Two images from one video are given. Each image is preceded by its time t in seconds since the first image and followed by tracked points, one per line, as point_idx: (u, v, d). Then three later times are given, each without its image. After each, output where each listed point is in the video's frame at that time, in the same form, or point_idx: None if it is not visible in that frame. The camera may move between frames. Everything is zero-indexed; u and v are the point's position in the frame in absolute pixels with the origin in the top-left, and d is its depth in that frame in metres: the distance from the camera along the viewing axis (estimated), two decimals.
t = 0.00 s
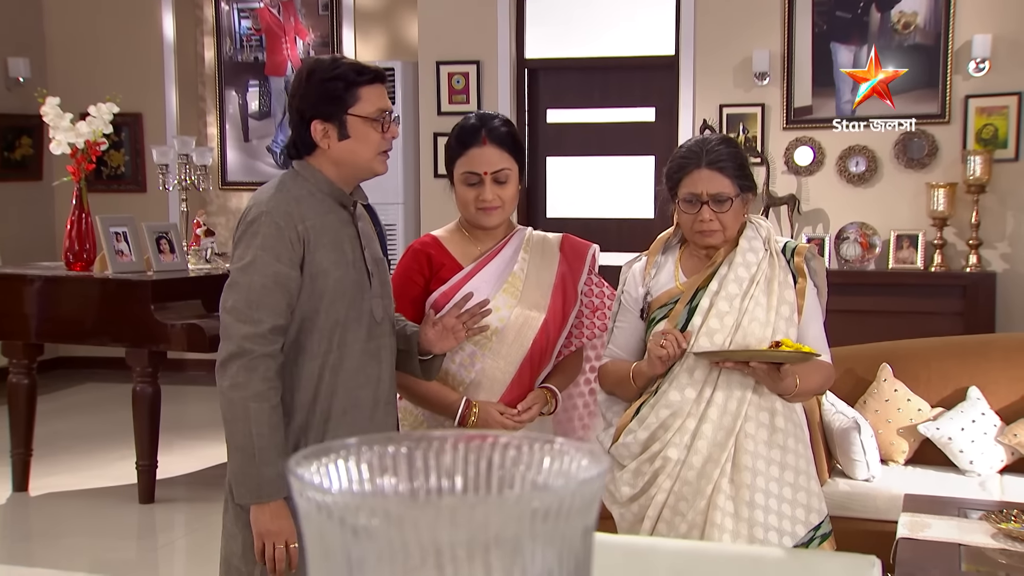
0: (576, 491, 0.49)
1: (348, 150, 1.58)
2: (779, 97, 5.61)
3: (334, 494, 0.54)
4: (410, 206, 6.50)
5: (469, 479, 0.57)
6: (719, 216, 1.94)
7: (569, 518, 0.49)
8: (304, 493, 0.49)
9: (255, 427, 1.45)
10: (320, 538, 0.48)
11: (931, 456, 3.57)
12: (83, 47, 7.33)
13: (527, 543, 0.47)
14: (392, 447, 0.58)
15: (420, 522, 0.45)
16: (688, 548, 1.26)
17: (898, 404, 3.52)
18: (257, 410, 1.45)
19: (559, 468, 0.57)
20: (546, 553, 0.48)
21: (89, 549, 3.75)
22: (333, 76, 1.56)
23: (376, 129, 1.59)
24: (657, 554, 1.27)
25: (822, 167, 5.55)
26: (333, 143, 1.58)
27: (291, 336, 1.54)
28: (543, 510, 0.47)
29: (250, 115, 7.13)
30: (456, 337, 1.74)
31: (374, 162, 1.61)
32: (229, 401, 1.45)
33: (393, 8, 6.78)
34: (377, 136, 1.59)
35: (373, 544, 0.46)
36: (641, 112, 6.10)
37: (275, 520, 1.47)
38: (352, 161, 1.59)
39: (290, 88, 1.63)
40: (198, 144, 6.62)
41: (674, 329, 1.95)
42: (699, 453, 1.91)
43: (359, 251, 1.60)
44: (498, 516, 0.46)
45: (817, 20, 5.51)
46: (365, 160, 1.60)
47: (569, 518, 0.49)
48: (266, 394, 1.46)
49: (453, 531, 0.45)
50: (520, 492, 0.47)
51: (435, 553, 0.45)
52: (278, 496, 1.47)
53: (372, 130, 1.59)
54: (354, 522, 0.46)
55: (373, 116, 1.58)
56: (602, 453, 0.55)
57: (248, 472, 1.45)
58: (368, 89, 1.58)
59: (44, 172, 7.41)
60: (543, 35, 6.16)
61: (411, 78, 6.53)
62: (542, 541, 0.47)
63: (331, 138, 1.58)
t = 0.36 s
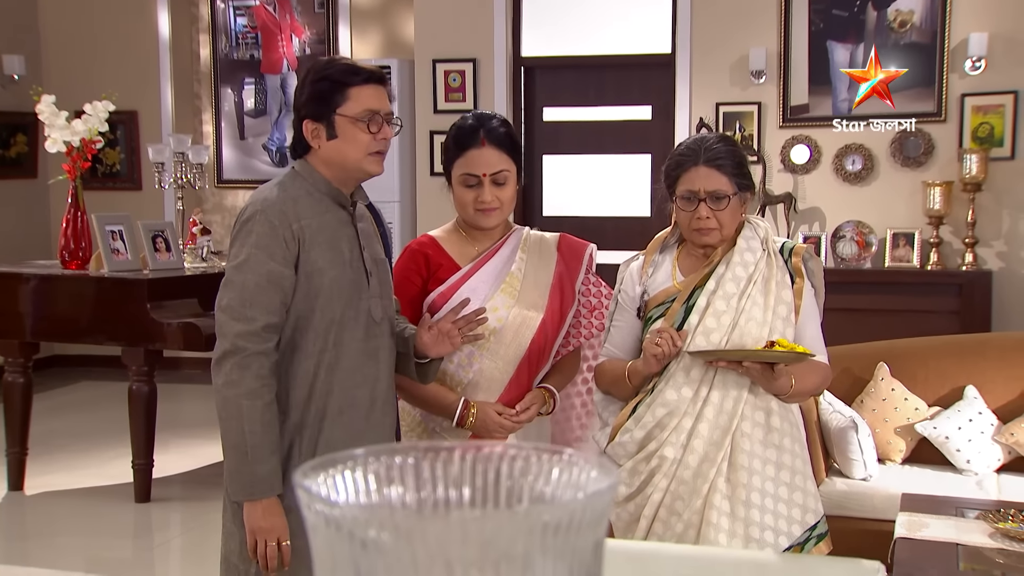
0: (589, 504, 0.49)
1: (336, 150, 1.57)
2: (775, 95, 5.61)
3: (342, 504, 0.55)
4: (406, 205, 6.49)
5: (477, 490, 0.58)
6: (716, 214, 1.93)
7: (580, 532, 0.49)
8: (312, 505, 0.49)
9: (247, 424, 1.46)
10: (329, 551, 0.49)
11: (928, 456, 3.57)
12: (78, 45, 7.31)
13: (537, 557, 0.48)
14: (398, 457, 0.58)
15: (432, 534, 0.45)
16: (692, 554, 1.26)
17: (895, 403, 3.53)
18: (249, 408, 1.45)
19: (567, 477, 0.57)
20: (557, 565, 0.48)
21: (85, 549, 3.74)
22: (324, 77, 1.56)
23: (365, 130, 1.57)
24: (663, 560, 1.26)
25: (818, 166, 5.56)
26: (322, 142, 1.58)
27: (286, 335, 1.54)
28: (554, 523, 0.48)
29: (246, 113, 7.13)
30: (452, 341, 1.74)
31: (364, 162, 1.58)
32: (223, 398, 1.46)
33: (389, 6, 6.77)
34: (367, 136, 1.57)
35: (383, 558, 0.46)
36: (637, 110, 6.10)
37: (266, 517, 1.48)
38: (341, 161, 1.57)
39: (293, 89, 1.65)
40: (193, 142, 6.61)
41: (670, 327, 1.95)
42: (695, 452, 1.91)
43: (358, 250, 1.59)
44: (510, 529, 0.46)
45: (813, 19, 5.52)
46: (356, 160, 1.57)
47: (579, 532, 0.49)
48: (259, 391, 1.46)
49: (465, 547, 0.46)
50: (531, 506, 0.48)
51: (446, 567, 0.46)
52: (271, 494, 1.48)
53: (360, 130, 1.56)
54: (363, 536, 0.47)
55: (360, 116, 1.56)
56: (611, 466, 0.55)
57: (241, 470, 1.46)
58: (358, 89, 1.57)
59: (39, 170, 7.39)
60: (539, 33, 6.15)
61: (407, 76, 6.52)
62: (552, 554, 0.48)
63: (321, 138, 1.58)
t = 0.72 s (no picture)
0: (601, 518, 0.49)
1: (328, 148, 1.57)
2: (773, 93, 5.61)
3: (350, 514, 0.56)
4: (404, 202, 6.49)
5: (487, 499, 0.59)
6: (718, 221, 1.93)
7: (592, 545, 0.49)
8: (322, 518, 0.50)
9: (239, 422, 1.46)
10: (338, 563, 0.50)
11: (928, 454, 3.57)
12: (76, 41, 7.29)
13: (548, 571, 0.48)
14: (406, 467, 0.59)
15: (442, 547, 0.46)
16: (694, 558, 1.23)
17: (894, 401, 3.53)
18: (241, 405, 1.45)
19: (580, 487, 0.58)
20: None
21: (83, 547, 3.74)
22: (319, 75, 1.57)
23: (356, 129, 1.56)
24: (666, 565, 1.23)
25: (817, 163, 5.56)
26: (316, 141, 1.59)
27: (283, 334, 1.54)
28: (566, 536, 0.48)
29: (244, 110, 7.12)
30: (451, 344, 1.73)
31: (355, 160, 1.57)
32: (217, 395, 1.47)
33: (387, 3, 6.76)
34: (359, 135, 1.56)
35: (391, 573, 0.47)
36: (636, 107, 6.10)
37: (259, 513, 1.48)
38: (332, 160, 1.57)
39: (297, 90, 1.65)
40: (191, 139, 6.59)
41: (671, 325, 1.96)
42: (694, 448, 1.91)
43: (357, 250, 1.59)
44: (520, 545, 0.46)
45: (812, 16, 5.52)
46: (347, 159, 1.56)
47: (590, 545, 0.49)
48: (251, 389, 1.46)
49: (477, 561, 0.46)
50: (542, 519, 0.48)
51: None
52: (264, 491, 1.47)
53: (353, 129, 1.56)
54: (372, 548, 0.47)
55: (351, 114, 1.56)
56: (624, 477, 0.55)
57: (234, 466, 1.46)
58: (350, 88, 1.57)
59: (37, 167, 7.38)
60: (538, 30, 6.15)
61: (406, 73, 6.51)
62: (564, 566, 0.48)
63: (315, 136, 1.59)
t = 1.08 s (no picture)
0: (612, 530, 0.50)
1: (326, 148, 1.57)
2: (773, 91, 5.61)
3: (360, 524, 0.57)
4: (403, 200, 6.48)
5: (497, 509, 0.59)
6: (717, 212, 1.93)
7: (604, 556, 0.50)
8: (333, 531, 0.50)
9: (235, 421, 1.46)
10: None
11: (928, 453, 3.57)
12: (74, 39, 7.28)
13: None
14: (414, 478, 0.60)
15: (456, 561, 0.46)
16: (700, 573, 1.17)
17: (894, 400, 3.53)
18: (237, 405, 1.45)
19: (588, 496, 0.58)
20: None
21: (81, 546, 3.73)
22: (317, 76, 1.58)
23: (353, 128, 1.56)
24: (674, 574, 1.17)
25: (816, 162, 5.56)
26: (315, 141, 1.59)
27: (280, 334, 1.53)
28: (578, 549, 0.48)
29: (243, 108, 7.11)
30: (451, 348, 1.73)
31: (351, 159, 1.56)
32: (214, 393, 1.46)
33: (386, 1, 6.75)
34: (354, 134, 1.56)
35: None
36: (636, 106, 6.10)
37: (255, 513, 1.48)
38: (330, 160, 1.57)
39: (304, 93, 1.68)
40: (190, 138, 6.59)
41: (672, 326, 1.95)
42: (694, 450, 1.90)
43: (357, 250, 1.59)
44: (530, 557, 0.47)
45: (812, 14, 5.52)
46: (344, 159, 1.56)
47: (601, 557, 0.50)
48: (247, 389, 1.46)
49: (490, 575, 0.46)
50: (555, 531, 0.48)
51: None
52: (259, 491, 1.48)
53: (348, 128, 1.55)
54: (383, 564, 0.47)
55: (347, 113, 1.55)
56: (634, 489, 0.56)
57: (230, 465, 1.46)
58: (346, 86, 1.57)
59: (36, 165, 7.37)
60: (538, 29, 6.14)
61: (405, 72, 6.50)
62: None
63: (314, 136, 1.59)
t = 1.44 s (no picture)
0: (623, 538, 0.52)
1: (326, 148, 1.57)
2: (773, 89, 5.60)
3: (367, 533, 0.59)
4: (402, 198, 6.48)
5: (504, 518, 0.62)
6: (720, 215, 1.93)
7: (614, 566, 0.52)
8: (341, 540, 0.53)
9: (228, 421, 1.46)
10: None
11: (927, 452, 3.57)
12: (73, 37, 7.27)
13: None
14: (423, 487, 0.63)
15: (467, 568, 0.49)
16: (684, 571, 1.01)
17: (894, 400, 3.53)
18: (231, 404, 1.46)
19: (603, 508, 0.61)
20: None
21: (81, 545, 3.73)
22: (317, 76, 1.58)
23: (351, 128, 1.55)
24: None
25: (816, 160, 5.56)
26: (316, 140, 1.60)
27: (278, 334, 1.53)
28: (589, 560, 0.50)
29: (242, 106, 7.10)
30: (448, 353, 1.72)
31: (349, 160, 1.56)
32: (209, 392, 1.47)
33: None
34: (353, 134, 1.55)
35: None
36: (635, 104, 6.09)
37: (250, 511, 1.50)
38: (328, 161, 1.57)
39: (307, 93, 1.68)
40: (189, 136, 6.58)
41: (675, 327, 1.95)
42: (695, 450, 1.90)
43: (357, 251, 1.58)
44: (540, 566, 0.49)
45: (812, 12, 5.51)
46: (342, 160, 1.56)
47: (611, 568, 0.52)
48: (241, 389, 1.46)
49: None
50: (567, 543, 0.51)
51: None
52: (251, 491, 1.49)
53: (347, 128, 1.55)
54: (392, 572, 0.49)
55: (344, 113, 1.55)
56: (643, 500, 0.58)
57: (224, 464, 1.47)
58: (344, 86, 1.56)
59: (35, 164, 7.37)
60: (537, 27, 6.14)
61: (404, 70, 6.49)
62: None
63: (315, 136, 1.60)
